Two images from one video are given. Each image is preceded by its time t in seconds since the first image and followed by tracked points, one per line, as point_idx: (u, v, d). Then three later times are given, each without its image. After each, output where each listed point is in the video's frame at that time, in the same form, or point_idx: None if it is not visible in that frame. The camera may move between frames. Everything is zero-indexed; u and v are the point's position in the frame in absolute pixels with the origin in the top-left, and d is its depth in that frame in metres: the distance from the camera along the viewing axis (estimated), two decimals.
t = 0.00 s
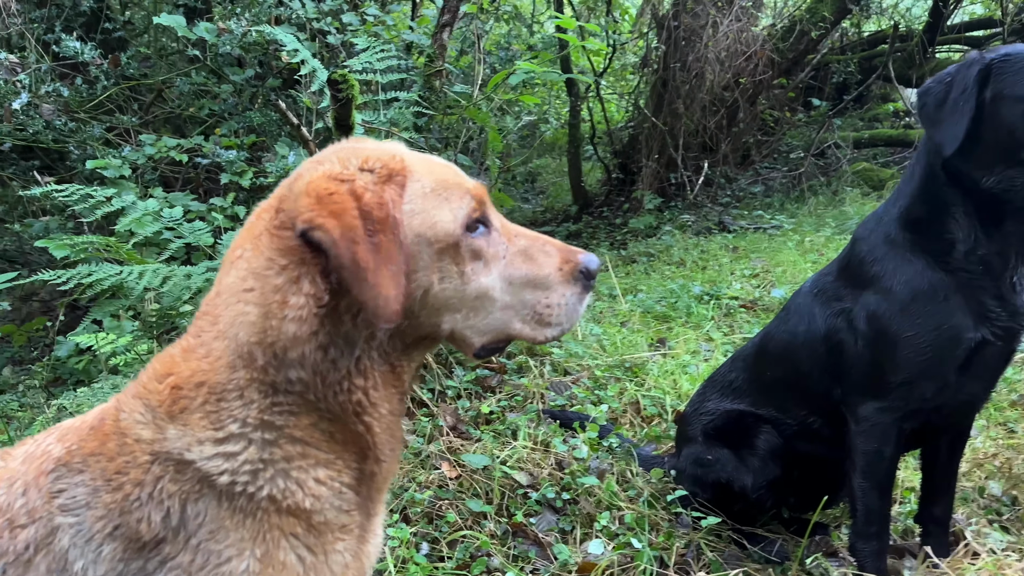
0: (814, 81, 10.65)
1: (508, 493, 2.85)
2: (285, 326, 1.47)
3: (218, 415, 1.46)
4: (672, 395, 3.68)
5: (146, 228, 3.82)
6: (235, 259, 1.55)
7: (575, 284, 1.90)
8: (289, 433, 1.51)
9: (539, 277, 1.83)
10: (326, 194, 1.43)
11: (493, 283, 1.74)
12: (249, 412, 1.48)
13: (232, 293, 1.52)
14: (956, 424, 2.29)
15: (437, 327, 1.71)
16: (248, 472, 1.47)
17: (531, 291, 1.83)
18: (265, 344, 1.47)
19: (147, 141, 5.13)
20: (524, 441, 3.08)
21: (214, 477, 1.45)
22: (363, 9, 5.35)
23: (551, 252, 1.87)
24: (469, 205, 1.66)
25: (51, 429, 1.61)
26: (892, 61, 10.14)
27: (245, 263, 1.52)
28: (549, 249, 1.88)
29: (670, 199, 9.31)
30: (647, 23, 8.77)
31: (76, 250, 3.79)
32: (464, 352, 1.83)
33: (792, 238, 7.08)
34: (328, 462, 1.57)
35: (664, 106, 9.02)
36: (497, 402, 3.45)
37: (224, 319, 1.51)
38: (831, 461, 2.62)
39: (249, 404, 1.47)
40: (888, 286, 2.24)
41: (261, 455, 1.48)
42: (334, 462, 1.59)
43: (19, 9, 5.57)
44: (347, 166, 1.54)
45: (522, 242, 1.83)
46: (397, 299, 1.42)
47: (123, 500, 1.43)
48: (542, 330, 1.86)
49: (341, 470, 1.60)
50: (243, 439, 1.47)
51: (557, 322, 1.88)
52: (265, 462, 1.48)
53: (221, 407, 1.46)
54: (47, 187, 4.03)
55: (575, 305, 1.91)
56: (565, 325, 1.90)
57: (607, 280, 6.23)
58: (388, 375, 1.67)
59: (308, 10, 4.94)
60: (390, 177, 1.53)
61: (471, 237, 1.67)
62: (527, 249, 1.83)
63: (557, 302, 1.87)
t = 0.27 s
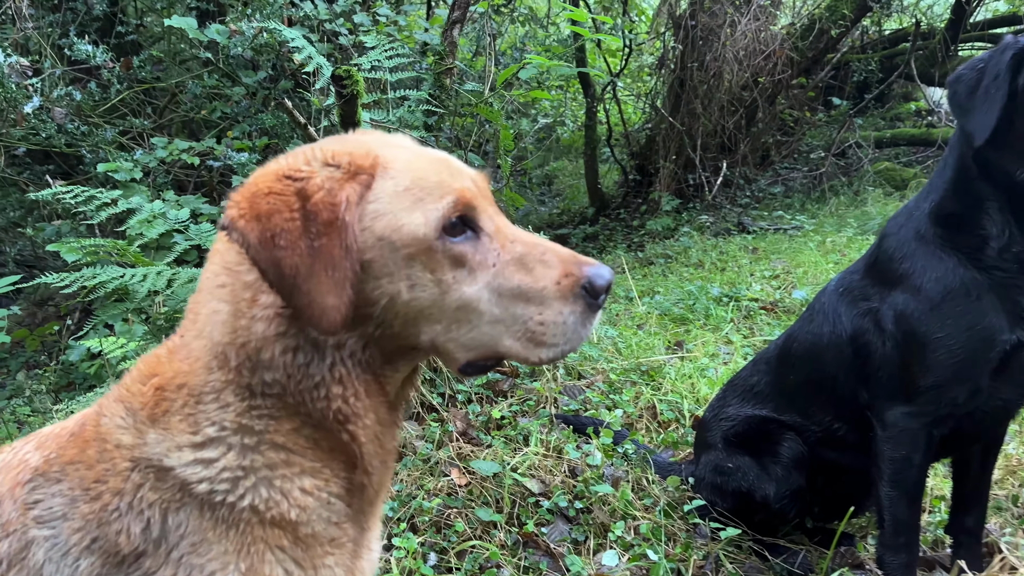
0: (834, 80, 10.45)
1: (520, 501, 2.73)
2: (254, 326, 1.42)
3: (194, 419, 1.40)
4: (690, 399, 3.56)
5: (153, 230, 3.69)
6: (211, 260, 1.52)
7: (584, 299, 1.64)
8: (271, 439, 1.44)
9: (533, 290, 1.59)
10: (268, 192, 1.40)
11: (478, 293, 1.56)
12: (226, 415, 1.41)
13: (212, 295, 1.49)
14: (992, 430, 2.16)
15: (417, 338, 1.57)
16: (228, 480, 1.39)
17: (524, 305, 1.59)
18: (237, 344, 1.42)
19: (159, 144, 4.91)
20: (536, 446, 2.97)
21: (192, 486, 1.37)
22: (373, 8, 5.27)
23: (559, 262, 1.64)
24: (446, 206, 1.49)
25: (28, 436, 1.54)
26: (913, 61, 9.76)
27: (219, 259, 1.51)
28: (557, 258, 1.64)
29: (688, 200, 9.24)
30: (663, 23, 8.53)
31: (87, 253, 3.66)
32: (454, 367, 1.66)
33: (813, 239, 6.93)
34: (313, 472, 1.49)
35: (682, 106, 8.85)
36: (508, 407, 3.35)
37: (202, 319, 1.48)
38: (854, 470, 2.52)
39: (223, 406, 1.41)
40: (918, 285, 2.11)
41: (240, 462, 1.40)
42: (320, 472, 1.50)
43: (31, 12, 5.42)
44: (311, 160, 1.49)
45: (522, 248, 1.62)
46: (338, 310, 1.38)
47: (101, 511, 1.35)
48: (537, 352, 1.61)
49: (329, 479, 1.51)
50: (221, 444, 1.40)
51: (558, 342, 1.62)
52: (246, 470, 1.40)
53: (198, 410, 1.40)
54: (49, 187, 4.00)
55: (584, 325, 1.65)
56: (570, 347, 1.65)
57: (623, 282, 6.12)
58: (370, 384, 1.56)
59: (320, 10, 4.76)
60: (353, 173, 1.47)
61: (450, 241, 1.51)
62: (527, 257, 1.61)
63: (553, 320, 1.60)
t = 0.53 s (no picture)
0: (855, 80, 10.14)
1: (539, 510, 2.65)
2: (255, 334, 1.40)
3: (193, 429, 1.38)
4: (713, 405, 3.45)
5: (167, 234, 3.65)
6: (212, 267, 1.51)
7: (606, 313, 1.55)
8: (272, 454, 1.40)
9: (550, 301, 1.52)
10: (264, 194, 1.35)
11: (491, 303, 1.48)
12: (225, 427, 1.38)
13: (212, 301, 1.48)
14: None
15: (427, 349, 1.50)
16: (227, 496, 1.36)
17: (541, 317, 1.52)
18: (237, 353, 1.40)
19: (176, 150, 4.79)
20: (555, 454, 2.88)
21: (190, 500, 1.35)
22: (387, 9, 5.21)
23: (579, 273, 1.55)
24: (456, 210, 1.42)
25: (25, 448, 1.53)
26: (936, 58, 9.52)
27: (220, 263, 1.50)
28: (578, 267, 1.56)
29: (708, 202, 9.08)
30: (682, 24, 8.48)
31: (101, 259, 3.57)
32: (465, 382, 1.58)
33: (836, 241, 6.79)
34: (318, 488, 1.45)
35: (701, 107, 8.78)
36: (527, 413, 3.25)
37: (202, 326, 1.46)
38: (888, 481, 2.41)
39: (222, 417, 1.39)
40: (956, 285, 2.01)
41: (241, 478, 1.37)
42: (325, 488, 1.46)
43: (48, 21, 5.24)
44: (313, 160, 1.43)
45: (539, 256, 1.54)
46: (338, 320, 1.33)
47: (95, 527, 1.34)
48: (554, 368, 1.53)
49: (335, 496, 1.47)
50: (221, 458, 1.37)
51: (574, 358, 1.54)
52: (246, 486, 1.37)
53: (198, 422, 1.38)
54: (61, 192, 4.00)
55: (606, 340, 1.57)
56: (591, 362, 1.56)
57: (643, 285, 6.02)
58: (377, 399, 1.51)
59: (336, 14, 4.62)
60: (356, 174, 1.42)
61: (460, 248, 1.44)
62: (545, 266, 1.54)
63: (571, 333, 1.52)
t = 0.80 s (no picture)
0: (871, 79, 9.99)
1: (556, 517, 2.57)
2: (254, 331, 1.37)
3: (190, 431, 1.35)
4: (734, 407, 3.37)
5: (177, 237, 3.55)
6: (213, 263, 1.49)
7: (629, 310, 1.47)
8: (273, 458, 1.37)
9: (569, 297, 1.44)
10: (262, 182, 1.32)
11: (506, 298, 1.41)
12: (223, 430, 1.35)
13: (212, 296, 1.45)
14: None
15: (437, 348, 1.45)
16: (225, 504, 1.33)
17: (559, 314, 1.44)
18: (236, 351, 1.37)
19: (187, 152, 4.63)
20: (572, 459, 2.80)
21: (186, 507, 1.32)
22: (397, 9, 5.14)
23: (601, 266, 1.47)
24: (467, 199, 1.35)
25: (21, 453, 1.52)
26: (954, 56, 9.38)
27: (220, 258, 1.48)
28: (599, 260, 1.48)
29: (724, 203, 8.86)
30: (696, 24, 8.32)
31: (112, 262, 3.49)
32: (477, 383, 1.52)
33: (855, 241, 6.67)
34: (322, 495, 1.41)
35: (716, 107, 8.54)
36: (542, 417, 3.17)
37: (202, 323, 1.44)
38: (919, 484, 2.34)
39: (220, 418, 1.36)
40: (994, 281, 1.95)
41: (240, 484, 1.34)
42: (330, 495, 1.42)
43: (62, 25, 4.98)
44: (316, 146, 1.39)
45: (557, 249, 1.47)
46: (340, 316, 1.29)
47: (87, 535, 1.32)
48: (573, 368, 1.46)
49: (339, 504, 1.43)
50: (219, 463, 1.34)
51: (595, 357, 1.46)
52: (244, 493, 1.34)
53: (195, 424, 1.35)
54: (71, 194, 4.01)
55: (629, 339, 1.49)
56: (613, 363, 1.49)
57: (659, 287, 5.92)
58: (386, 401, 1.46)
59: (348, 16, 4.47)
60: (361, 161, 1.37)
61: (472, 239, 1.38)
62: (564, 259, 1.46)
63: (592, 331, 1.45)
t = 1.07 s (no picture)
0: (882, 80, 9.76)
1: (568, 521, 2.51)
2: (249, 325, 1.34)
3: (183, 430, 1.32)
4: (749, 409, 3.30)
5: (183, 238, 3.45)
6: (208, 257, 1.47)
7: (643, 300, 1.41)
8: (269, 458, 1.33)
9: (580, 287, 1.38)
10: (245, 168, 1.30)
11: (513, 288, 1.36)
12: (217, 429, 1.31)
13: (207, 289, 1.43)
14: None
15: (440, 343, 1.40)
16: (218, 506, 1.28)
17: (568, 306, 1.39)
18: (230, 346, 1.34)
19: (194, 156, 4.50)
20: (583, 461, 2.74)
21: (178, 509, 1.28)
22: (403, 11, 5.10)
23: (613, 254, 1.42)
24: (470, 184, 1.31)
25: (9, 455, 1.47)
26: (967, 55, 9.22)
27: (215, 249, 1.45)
28: (611, 248, 1.42)
29: (735, 205, 8.77)
30: (705, 25, 8.08)
31: (119, 266, 3.37)
32: (482, 379, 1.47)
33: (869, 241, 6.58)
34: (320, 497, 1.36)
35: (726, 108, 8.44)
36: (552, 419, 3.11)
37: (195, 318, 1.41)
38: (941, 485, 2.34)
39: (214, 416, 1.32)
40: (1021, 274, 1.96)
41: (234, 485, 1.29)
42: (329, 498, 1.38)
43: (69, 30, 4.79)
44: (307, 129, 1.36)
45: (567, 237, 1.42)
46: (317, 309, 1.25)
47: (75, 539, 1.27)
48: (585, 362, 1.40)
49: (339, 507, 1.39)
50: (212, 463, 1.30)
51: (610, 350, 1.40)
52: (238, 496, 1.29)
53: (188, 422, 1.31)
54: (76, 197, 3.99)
55: (643, 331, 1.43)
56: (627, 356, 1.42)
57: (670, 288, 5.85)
58: (386, 398, 1.42)
59: (355, 17, 4.39)
60: (354, 146, 1.34)
61: (476, 226, 1.33)
62: (574, 247, 1.41)
63: (606, 323, 1.39)
